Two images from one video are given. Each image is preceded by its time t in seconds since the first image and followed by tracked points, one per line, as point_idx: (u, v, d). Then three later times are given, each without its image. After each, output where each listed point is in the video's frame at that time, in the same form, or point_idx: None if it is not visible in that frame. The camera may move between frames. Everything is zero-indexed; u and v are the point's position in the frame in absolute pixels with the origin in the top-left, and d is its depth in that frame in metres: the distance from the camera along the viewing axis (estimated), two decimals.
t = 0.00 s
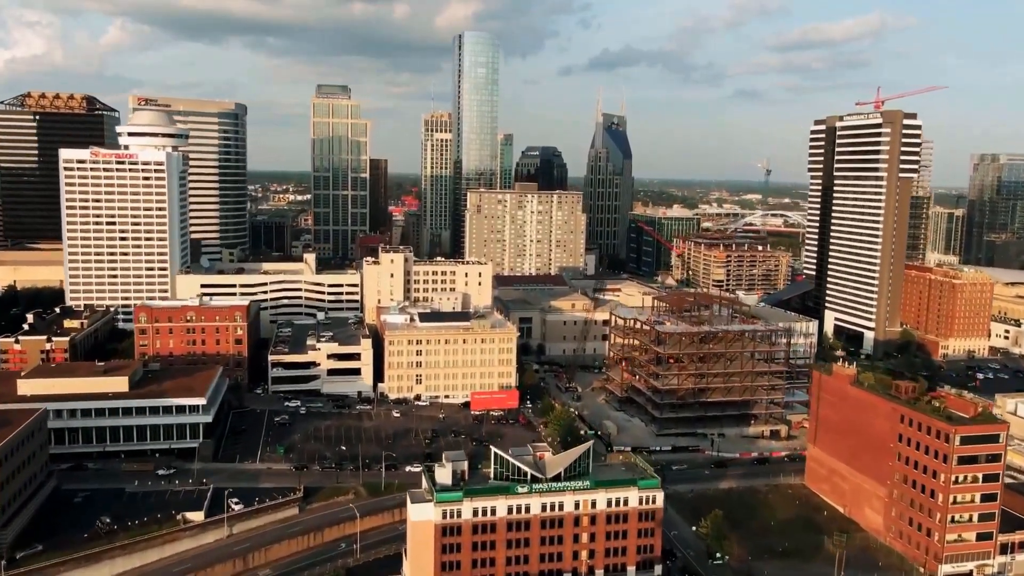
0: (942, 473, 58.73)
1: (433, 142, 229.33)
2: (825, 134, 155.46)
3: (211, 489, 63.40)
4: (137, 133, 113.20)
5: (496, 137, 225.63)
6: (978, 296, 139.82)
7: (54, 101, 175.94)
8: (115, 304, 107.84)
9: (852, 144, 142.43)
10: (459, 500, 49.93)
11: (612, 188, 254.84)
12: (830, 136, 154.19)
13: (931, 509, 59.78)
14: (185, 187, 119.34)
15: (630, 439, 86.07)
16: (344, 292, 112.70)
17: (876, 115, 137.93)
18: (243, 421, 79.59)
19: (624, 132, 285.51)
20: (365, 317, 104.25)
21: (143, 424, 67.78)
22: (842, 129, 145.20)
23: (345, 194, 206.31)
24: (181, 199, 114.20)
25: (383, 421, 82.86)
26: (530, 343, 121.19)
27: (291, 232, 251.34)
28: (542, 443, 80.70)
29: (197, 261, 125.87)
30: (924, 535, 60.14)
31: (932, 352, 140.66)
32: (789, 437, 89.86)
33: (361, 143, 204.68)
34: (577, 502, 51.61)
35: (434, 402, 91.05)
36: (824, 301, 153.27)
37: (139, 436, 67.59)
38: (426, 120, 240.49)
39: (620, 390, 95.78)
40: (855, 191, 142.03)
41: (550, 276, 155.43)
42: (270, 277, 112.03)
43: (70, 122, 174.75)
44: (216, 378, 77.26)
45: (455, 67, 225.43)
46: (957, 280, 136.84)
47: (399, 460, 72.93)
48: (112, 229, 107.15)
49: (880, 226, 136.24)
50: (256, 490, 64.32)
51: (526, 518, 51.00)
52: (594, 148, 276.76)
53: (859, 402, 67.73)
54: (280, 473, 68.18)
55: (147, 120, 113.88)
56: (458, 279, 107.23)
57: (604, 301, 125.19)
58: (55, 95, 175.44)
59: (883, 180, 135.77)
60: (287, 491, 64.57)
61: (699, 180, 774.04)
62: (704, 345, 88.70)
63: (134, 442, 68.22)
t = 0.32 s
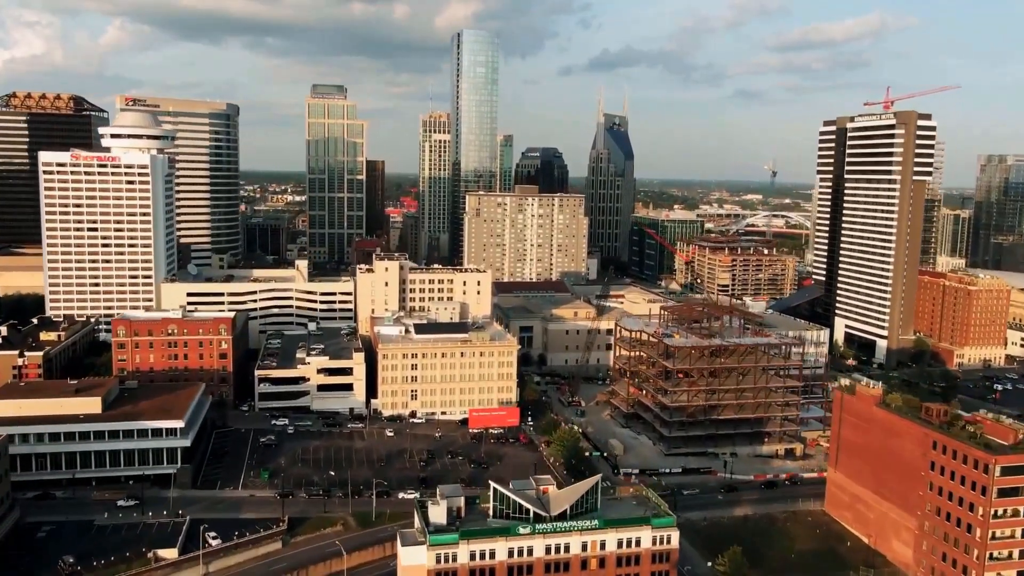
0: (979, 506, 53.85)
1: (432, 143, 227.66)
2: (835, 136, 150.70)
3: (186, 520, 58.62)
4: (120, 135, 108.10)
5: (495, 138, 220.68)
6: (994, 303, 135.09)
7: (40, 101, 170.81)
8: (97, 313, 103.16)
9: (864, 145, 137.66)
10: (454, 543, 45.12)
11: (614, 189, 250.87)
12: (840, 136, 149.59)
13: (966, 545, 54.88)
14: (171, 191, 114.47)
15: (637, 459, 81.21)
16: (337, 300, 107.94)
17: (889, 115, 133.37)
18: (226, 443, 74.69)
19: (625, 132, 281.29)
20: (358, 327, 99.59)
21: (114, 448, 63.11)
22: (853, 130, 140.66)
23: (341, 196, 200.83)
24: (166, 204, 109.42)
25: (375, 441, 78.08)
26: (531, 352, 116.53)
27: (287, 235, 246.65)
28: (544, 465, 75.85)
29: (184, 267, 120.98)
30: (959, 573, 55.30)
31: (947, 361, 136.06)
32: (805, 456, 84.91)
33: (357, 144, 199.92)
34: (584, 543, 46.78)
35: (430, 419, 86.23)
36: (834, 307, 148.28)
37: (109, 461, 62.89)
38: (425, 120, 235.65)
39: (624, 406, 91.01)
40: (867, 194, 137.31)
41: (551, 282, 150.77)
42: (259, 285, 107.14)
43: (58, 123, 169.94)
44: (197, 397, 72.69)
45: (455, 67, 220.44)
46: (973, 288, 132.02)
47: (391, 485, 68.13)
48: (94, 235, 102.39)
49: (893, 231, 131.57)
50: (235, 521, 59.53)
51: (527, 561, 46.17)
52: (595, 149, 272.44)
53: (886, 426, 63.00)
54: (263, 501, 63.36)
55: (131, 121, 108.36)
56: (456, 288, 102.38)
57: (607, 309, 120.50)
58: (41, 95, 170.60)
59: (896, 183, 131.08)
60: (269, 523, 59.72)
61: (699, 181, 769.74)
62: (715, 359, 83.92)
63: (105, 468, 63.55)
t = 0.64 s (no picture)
0: None
1: (429, 144, 228.67)
2: (847, 138, 146.13)
3: (158, 559, 53.88)
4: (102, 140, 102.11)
5: (495, 139, 215.59)
6: (1011, 311, 130.72)
7: (25, 102, 163.81)
8: (77, 324, 98.50)
9: (878, 148, 132.91)
10: None
11: (615, 190, 245.84)
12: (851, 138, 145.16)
13: None
14: (157, 196, 109.45)
15: (645, 482, 76.49)
16: (329, 310, 103.18)
17: (904, 117, 128.82)
18: (207, 467, 69.90)
19: (627, 133, 277.26)
20: (350, 339, 94.93)
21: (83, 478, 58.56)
22: (866, 132, 136.11)
23: (337, 199, 196.09)
24: (151, 210, 104.61)
25: (367, 464, 73.39)
26: (532, 364, 112.36)
27: (283, 237, 241.87)
28: (547, 490, 71.04)
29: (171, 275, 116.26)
30: None
31: (962, 371, 131.01)
32: (823, 478, 80.35)
33: (353, 146, 195.22)
34: None
35: (426, 439, 81.55)
36: (845, 314, 143.51)
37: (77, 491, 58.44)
38: (422, 121, 231.49)
39: (630, 423, 86.38)
40: (880, 198, 132.65)
41: (552, 288, 146.14)
42: (248, 294, 102.39)
43: (44, 125, 164.94)
44: (174, 419, 68.11)
45: (454, 67, 215.23)
46: (990, 295, 127.89)
47: (383, 515, 63.39)
48: (74, 243, 97.56)
49: (907, 236, 127.01)
50: (212, 559, 54.73)
51: None
52: (596, 149, 267.72)
53: (919, 454, 58.08)
54: (244, 534, 58.60)
55: (114, 123, 102.64)
56: (454, 298, 97.64)
57: (611, 318, 116.34)
58: (26, 95, 165.40)
59: (911, 188, 126.55)
60: (250, 560, 54.97)
61: (699, 180, 765.98)
62: (727, 376, 79.23)
63: (74, 499, 58.90)
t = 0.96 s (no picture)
0: None
1: (427, 146, 227.45)
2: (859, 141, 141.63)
3: None
4: (82, 141, 97.87)
5: (494, 140, 210.69)
6: None
7: (9, 102, 159.47)
8: (56, 336, 93.73)
9: (891, 151, 128.26)
10: None
11: (616, 193, 241.77)
12: (863, 140, 140.66)
13: None
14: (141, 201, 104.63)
15: (654, 509, 71.76)
16: (321, 321, 98.50)
17: (918, 119, 124.21)
18: (186, 496, 65.19)
19: (629, 134, 272.76)
20: (342, 353, 90.30)
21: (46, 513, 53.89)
22: (878, 134, 131.52)
23: (332, 202, 191.30)
24: (134, 217, 99.79)
25: (357, 491, 68.69)
26: (533, 377, 107.76)
27: (279, 241, 237.09)
28: (550, 520, 66.29)
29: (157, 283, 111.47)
30: None
31: (979, 383, 126.91)
32: (843, 504, 75.66)
33: (349, 148, 190.86)
34: None
35: (421, 462, 76.84)
36: (857, 323, 138.86)
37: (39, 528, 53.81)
38: (420, 122, 226.98)
39: (637, 443, 81.74)
40: (893, 203, 128.03)
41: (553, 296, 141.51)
42: (235, 304, 97.48)
43: (29, 127, 160.01)
44: (150, 444, 63.49)
45: (452, 67, 210.33)
46: (1009, 303, 123.07)
47: (372, 550, 58.65)
48: (52, 252, 92.65)
49: (922, 243, 122.43)
50: None
51: None
52: (598, 151, 263.09)
53: (956, 488, 53.50)
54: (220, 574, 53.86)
55: (95, 126, 97.95)
56: (451, 310, 92.90)
57: (616, 328, 111.67)
58: (10, 96, 160.29)
59: (926, 192, 121.94)
60: None
61: (700, 180, 760.76)
62: (741, 395, 74.49)
63: (36, 536, 54.23)
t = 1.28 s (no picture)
0: None
1: (426, 148, 222.94)
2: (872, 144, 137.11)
3: None
4: (60, 145, 92.88)
5: (494, 142, 205.84)
6: None
7: None
8: (32, 351, 88.97)
9: (907, 155, 123.53)
10: None
11: (618, 196, 236.73)
12: (876, 143, 135.99)
13: None
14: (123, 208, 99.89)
15: (664, 540, 66.97)
16: (311, 334, 93.99)
17: (935, 121, 119.49)
18: (161, 529, 60.43)
19: (631, 135, 268.15)
20: (333, 369, 85.64)
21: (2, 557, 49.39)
22: (893, 137, 126.84)
23: (327, 206, 186.65)
24: (116, 224, 95.09)
25: (346, 523, 63.88)
26: (535, 391, 103.04)
27: (275, 244, 232.59)
28: (553, 554, 61.47)
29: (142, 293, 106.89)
30: None
31: (998, 395, 120.55)
32: (865, 533, 70.97)
33: (344, 150, 186.26)
34: None
35: (416, 488, 72.11)
36: (869, 332, 134.15)
37: None
38: (418, 123, 222.61)
39: (645, 466, 76.90)
40: (908, 209, 123.40)
41: (555, 304, 136.87)
42: (221, 316, 92.65)
43: (14, 129, 155.34)
44: (122, 475, 58.76)
45: (451, 66, 205.38)
46: None
47: None
48: (27, 262, 87.94)
49: (939, 251, 117.77)
50: None
51: None
52: (600, 152, 258.47)
53: (1000, 528, 48.56)
54: None
55: (74, 129, 93.11)
56: (448, 324, 88.04)
57: (620, 340, 106.88)
58: None
59: (943, 197, 117.22)
60: None
61: (701, 180, 756.34)
62: (757, 418, 69.74)
63: None
